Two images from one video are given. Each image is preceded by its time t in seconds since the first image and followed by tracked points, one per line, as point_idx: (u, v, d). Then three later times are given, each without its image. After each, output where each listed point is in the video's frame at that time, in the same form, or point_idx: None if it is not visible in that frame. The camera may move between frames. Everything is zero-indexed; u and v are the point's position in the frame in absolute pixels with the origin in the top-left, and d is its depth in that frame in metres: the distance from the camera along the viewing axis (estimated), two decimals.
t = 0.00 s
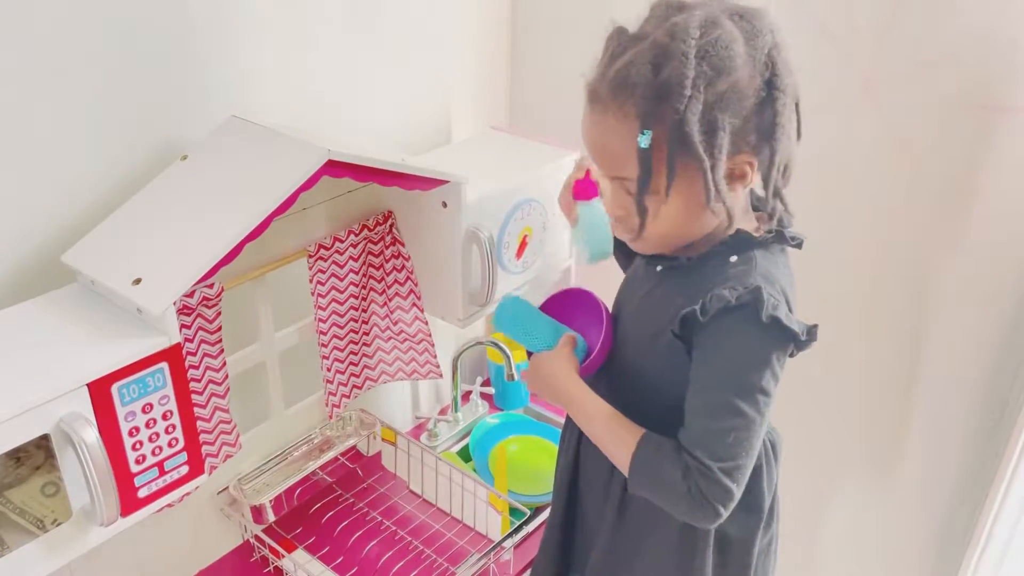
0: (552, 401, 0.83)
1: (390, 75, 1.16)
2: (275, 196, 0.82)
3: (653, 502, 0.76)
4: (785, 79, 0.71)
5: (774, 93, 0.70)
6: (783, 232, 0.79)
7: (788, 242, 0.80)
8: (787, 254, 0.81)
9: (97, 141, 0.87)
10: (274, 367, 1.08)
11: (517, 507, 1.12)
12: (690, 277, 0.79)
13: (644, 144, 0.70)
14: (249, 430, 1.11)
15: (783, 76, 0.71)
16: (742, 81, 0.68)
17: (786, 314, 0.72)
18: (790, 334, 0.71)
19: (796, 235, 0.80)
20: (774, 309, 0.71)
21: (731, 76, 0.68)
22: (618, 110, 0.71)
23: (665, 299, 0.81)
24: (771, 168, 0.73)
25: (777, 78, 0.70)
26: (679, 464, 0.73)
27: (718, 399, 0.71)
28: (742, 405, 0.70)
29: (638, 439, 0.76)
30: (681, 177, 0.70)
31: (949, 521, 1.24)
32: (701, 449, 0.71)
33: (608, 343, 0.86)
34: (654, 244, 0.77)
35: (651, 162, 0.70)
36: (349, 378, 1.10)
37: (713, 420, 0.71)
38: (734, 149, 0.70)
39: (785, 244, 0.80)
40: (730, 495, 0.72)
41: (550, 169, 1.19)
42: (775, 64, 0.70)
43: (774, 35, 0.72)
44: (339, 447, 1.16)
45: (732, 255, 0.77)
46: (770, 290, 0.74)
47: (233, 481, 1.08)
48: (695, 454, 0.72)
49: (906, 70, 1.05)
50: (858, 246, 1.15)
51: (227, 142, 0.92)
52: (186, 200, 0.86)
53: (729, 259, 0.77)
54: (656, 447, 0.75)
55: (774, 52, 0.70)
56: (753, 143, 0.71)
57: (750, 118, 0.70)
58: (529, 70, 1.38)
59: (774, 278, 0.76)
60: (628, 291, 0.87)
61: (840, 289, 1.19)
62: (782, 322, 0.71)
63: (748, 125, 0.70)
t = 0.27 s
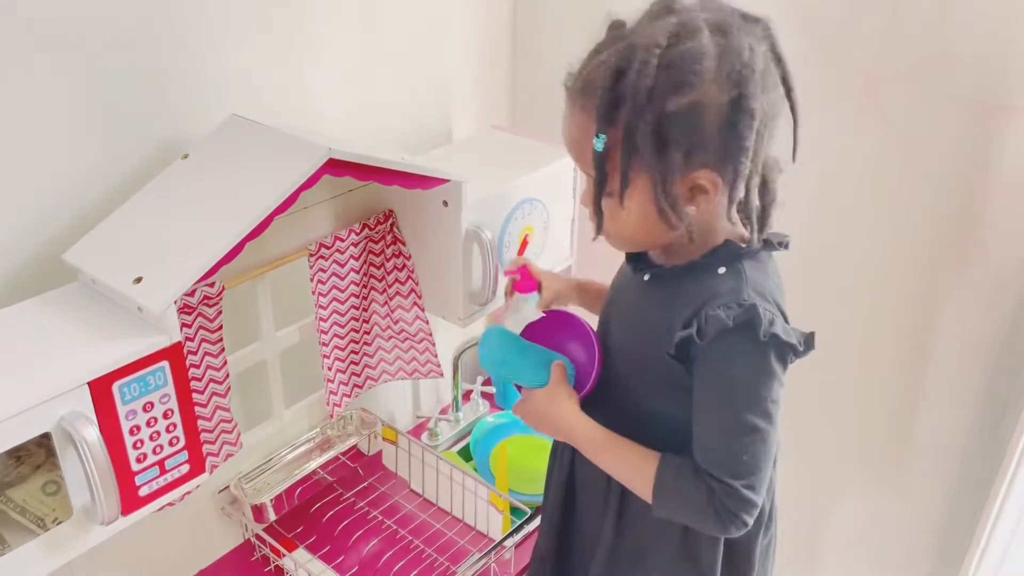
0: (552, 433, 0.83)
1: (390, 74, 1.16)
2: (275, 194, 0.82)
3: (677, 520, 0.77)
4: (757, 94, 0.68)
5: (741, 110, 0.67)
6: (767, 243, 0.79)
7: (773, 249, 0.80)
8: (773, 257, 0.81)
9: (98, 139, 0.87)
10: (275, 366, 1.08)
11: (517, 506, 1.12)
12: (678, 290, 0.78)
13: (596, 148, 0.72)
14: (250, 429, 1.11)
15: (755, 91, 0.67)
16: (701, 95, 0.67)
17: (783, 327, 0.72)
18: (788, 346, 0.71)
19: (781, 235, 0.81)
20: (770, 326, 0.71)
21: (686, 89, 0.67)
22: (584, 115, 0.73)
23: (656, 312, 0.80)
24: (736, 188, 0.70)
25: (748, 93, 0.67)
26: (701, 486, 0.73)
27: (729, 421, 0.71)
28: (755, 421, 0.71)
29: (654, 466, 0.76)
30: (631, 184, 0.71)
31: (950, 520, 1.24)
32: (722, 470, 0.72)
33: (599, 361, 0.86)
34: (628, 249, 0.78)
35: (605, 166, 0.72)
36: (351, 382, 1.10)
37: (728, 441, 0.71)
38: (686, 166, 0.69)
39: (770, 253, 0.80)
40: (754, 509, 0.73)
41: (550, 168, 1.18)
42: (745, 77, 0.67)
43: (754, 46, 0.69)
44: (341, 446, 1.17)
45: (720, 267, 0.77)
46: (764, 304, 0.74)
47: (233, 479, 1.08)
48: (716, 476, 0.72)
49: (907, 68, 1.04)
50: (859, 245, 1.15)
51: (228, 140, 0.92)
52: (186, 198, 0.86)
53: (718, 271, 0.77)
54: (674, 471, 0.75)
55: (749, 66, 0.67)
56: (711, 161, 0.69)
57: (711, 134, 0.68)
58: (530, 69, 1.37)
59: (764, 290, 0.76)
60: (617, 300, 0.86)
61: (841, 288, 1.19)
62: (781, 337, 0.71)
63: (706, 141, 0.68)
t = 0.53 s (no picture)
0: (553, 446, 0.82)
1: (393, 73, 1.16)
2: (278, 193, 0.82)
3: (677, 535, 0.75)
4: (684, 110, 0.66)
5: (665, 126, 0.66)
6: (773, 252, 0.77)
7: (779, 259, 0.77)
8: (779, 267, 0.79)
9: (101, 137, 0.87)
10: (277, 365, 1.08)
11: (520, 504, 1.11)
12: (680, 297, 0.77)
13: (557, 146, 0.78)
14: (252, 428, 1.11)
15: (680, 107, 0.66)
16: (627, 108, 0.68)
17: (782, 340, 0.70)
18: (784, 358, 0.69)
19: (788, 247, 0.79)
20: (768, 339, 0.69)
21: (613, 102, 0.68)
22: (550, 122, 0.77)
23: (655, 322, 0.80)
24: (669, 204, 0.69)
25: (671, 108, 0.66)
26: (704, 502, 0.72)
27: (728, 434, 0.69)
28: (755, 435, 0.69)
29: (654, 479, 0.75)
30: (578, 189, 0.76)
31: (952, 519, 1.24)
32: (721, 486, 0.70)
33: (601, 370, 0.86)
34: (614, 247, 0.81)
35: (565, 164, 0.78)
36: (353, 377, 1.10)
37: (727, 456, 0.69)
38: (617, 178, 0.70)
39: (776, 263, 0.77)
40: (756, 524, 0.71)
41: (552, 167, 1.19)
42: (673, 93, 0.66)
43: (699, 60, 0.67)
44: (344, 445, 1.16)
45: (721, 276, 0.75)
46: (764, 316, 0.72)
47: (236, 479, 1.08)
48: (716, 491, 0.71)
49: (909, 67, 1.04)
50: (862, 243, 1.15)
51: (231, 139, 0.92)
52: (191, 196, 0.86)
53: (718, 280, 0.75)
54: (676, 484, 0.74)
55: (677, 82, 0.66)
56: (645, 174, 0.69)
57: (640, 147, 0.68)
58: (532, 68, 1.37)
59: (765, 302, 0.74)
60: (619, 308, 0.86)
61: (843, 287, 1.20)
62: (776, 349, 0.69)
63: (633, 154, 0.68)
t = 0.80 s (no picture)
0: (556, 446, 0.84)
1: (395, 74, 1.16)
2: (281, 194, 0.83)
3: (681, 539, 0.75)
4: (691, 109, 0.66)
5: (671, 125, 0.67)
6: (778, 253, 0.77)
7: (781, 260, 0.77)
8: (782, 269, 0.79)
9: (105, 139, 0.87)
10: (279, 366, 1.08)
11: (521, 505, 1.12)
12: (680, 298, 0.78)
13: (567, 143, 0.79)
14: (254, 429, 1.12)
15: (686, 106, 0.66)
16: (635, 106, 0.68)
17: (776, 339, 0.70)
18: (777, 358, 0.69)
19: (791, 248, 0.79)
20: (759, 337, 0.69)
21: (622, 100, 0.69)
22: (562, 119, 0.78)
23: (656, 322, 0.80)
24: (676, 204, 0.69)
25: (677, 107, 0.66)
26: (702, 503, 0.71)
27: (722, 432, 0.69)
28: (750, 434, 0.68)
29: (654, 480, 0.75)
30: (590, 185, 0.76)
31: (953, 520, 1.24)
32: (718, 486, 0.70)
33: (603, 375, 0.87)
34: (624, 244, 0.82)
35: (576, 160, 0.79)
36: (354, 376, 1.10)
37: (723, 455, 0.69)
38: (625, 175, 0.71)
39: (778, 264, 0.77)
40: (754, 526, 0.70)
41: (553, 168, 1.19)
42: (679, 91, 0.66)
43: (706, 60, 0.67)
44: (345, 444, 1.16)
45: (719, 274, 0.75)
46: (758, 314, 0.72)
47: (238, 479, 1.09)
48: (713, 491, 0.70)
49: (910, 68, 1.04)
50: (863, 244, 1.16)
51: (234, 140, 0.92)
52: (194, 197, 0.86)
53: (716, 278, 0.75)
54: (674, 484, 0.74)
55: (686, 80, 0.66)
56: (652, 173, 0.69)
57: (647, 145, 0.68)
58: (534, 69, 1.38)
59: (762, 303, 0.73)
60: (625, 310, 0.87)
61: (845, 287, 1.20)
62: (768, 347, 0.69)
63: (641, 152, 0.69)
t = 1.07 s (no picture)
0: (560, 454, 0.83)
1: (396, 73, 1.16)
2: (280, 192, 0.82)
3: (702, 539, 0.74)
4: (717, 105, 0.66)
5: (696, 120, 0.66)
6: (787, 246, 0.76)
7: (790, 253, 0.77)
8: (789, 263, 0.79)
9: (104, 138, 0.87)
10: (279, 365, 1.08)
11: (521, 504, 1.11)
12: (692, 295, 0.77)
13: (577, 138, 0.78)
14: (254, 428, 1.12)
15: (713, 101, 0.66)
16: (658, 101, 0.68)
17: (793, 331, 0.70)
18: (796, 348, 0.69)
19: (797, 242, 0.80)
20: (778, 329, 0.69)
21: (644, 94, 0.68)
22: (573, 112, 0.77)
23: (666, 321, 0.80)
24: (697, 199, 0.69)
25: (703, 102, 0.66)
26: (723, 500, 0.71)
27: (741, 427, 0.69)
28: (769, 427, 0.69)
29: (672, 481, 0.74)
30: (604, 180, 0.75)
31: (954, 518, 1.24)
32: (740, 481, 0.70)
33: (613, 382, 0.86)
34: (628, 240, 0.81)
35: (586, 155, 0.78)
36: (354, 375, 1.10)
37: (744, 449, 0.69)
38: (644, 170, 0.70)
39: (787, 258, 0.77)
40: (776, 520, 0.70)
41: (554, 167, 1.19)
42: (705, 87, 0.66)
43: (729, 56, 0.67)
44: (345, 443, 1.15)
45: (732, 270, 0.75)
46: (774, 307, 0.72)
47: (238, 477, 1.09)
48: (734, 486, 0.70)
49: (911, 66, 1.04)
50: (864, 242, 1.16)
51: (233, 139, 0.92)
52: (194, 196, 0.86)
53: (729, 274, 0.75)
54: (692, 483, 0.73)
55: (712, 75, 0.66)
56: (672, 168, 0.69)
57: (669, 140, 0.68)
58: (534, 67, 1.37)
59: (776, 295, 0.73)
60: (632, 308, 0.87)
61: (845, 285, 1.20)
62: (787, 338, 0.69)
63: (662, 147, 0.68)
